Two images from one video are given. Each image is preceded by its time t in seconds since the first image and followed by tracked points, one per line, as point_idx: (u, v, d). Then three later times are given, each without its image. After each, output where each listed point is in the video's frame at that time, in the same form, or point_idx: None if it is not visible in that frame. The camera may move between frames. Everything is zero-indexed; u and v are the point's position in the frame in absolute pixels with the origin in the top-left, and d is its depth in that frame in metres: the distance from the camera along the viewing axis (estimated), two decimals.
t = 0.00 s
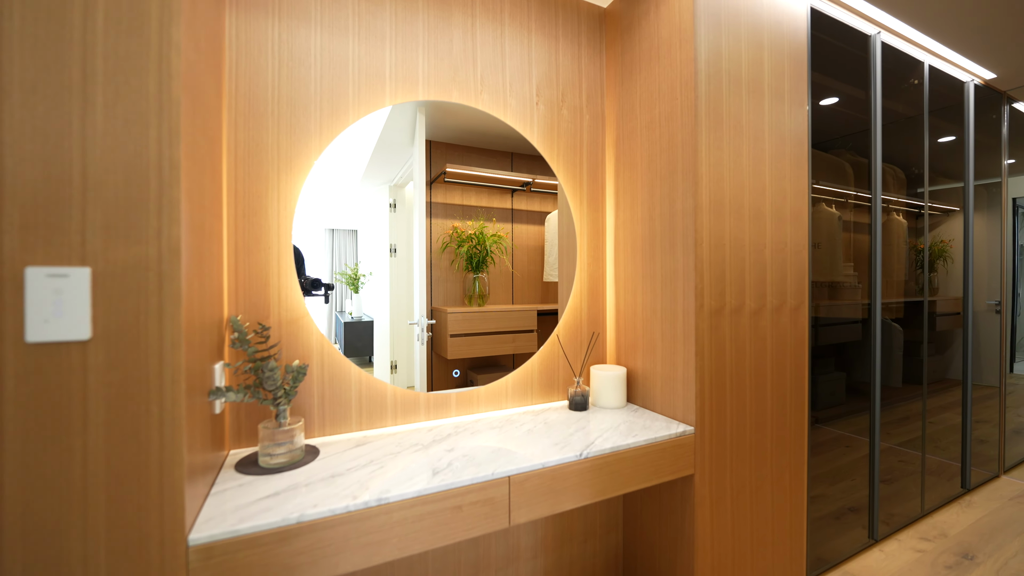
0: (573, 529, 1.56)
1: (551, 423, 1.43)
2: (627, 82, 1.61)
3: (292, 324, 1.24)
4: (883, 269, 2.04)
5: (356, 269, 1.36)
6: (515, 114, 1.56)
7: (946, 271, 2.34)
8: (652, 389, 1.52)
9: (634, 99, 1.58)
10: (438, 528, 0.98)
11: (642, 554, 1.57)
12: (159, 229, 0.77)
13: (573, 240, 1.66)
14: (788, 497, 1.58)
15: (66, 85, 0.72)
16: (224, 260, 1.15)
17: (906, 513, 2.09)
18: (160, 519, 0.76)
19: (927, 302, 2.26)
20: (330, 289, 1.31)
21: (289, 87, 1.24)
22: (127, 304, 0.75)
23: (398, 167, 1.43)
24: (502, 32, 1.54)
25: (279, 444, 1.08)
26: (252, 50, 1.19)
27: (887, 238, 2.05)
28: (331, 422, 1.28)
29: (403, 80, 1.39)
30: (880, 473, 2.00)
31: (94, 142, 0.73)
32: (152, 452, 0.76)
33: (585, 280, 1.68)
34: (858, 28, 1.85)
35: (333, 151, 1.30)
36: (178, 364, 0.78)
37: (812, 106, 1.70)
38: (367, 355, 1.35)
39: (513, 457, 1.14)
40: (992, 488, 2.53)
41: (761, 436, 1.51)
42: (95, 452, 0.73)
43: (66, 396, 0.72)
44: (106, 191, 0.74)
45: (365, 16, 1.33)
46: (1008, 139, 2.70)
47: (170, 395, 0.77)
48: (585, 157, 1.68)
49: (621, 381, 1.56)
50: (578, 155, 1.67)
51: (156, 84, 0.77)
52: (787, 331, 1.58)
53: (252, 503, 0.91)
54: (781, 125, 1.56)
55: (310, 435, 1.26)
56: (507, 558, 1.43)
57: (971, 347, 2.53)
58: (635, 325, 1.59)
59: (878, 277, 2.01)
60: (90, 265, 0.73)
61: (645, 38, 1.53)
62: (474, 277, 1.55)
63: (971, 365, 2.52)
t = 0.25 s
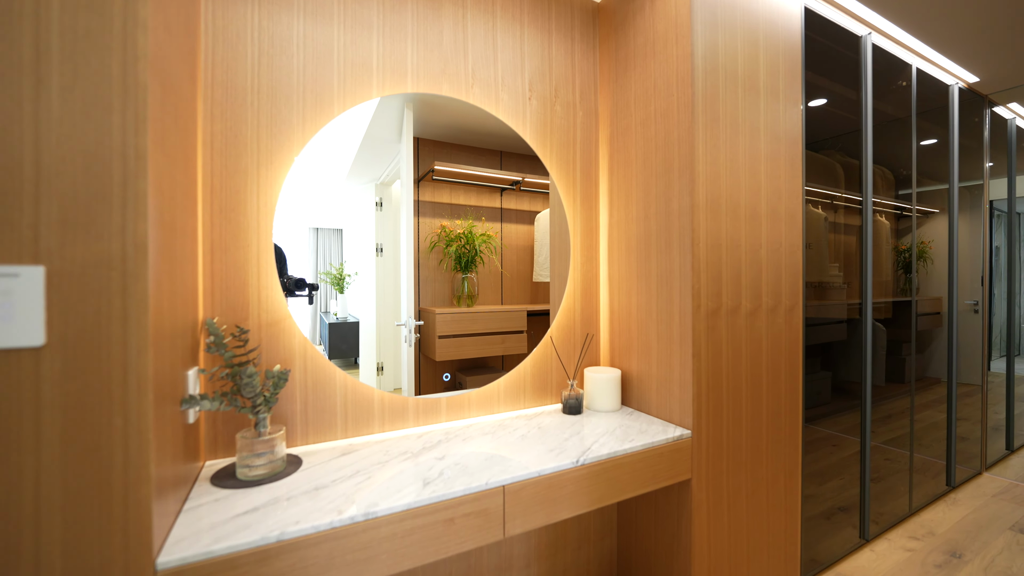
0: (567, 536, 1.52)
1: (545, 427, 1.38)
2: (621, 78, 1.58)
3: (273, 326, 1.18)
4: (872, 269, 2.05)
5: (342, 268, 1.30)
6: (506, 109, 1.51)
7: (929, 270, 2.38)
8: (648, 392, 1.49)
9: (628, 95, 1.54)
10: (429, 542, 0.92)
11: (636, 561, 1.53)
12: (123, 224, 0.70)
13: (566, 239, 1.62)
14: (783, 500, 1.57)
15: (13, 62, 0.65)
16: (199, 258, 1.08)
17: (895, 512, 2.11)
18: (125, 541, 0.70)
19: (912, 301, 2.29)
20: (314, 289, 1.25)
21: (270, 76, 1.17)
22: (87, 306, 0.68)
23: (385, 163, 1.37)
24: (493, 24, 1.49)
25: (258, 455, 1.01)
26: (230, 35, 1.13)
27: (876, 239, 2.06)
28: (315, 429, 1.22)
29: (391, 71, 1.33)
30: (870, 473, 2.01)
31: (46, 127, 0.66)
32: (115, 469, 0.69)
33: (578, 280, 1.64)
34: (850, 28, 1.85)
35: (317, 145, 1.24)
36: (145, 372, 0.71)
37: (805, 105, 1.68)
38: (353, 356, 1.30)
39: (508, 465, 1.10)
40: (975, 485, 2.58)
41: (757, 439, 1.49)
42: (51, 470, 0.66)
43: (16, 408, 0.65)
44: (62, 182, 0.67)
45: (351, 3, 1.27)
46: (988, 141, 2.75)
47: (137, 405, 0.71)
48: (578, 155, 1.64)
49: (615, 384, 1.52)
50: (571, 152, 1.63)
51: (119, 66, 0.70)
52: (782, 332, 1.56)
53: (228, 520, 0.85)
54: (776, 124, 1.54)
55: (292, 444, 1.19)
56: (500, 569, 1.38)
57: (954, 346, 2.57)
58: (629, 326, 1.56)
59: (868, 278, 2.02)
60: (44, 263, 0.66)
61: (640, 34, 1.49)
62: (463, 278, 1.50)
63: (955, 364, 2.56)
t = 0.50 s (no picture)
0: (564, 545, 1.47)
1: (542, 433, 1.33)
2: (619, 72, 1.53)
3: (254, 329, 1.10)
4: (866, 269, 2.04)
5: (329, 269, 1.25)
6: (501, 103, 1.46)
7: (920, 270, 2.38)
8: (647, 395, 1.45)
9: (626, 89, 1.50)
10: (421, 560, 0.87)
11: (635, 569, 1.49)
12: (81, 218, 0.63)
13: (562, 238, 1.57)
14: (782, 505, 1.54)
15: None
16: (173, 257, 1.00)
17: (890, 513, 2.11)
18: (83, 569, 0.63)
19: (904, 301, 2.29)
20: (301, 290, 1.20)
21: (250, 63, 1.10)
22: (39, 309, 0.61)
23: (374, 160, 1.31)
24: (487, 15, 1.43)
25: (237, 469, 0.95)
26: (207, 19, 1.05)
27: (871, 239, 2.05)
28: (300, 438, 1.15)
29: (380, 60, 1.27)
30: (865, 474, 2.00)
31: None
32: (71, 490, 0.63)
33: (574, 280, 1.60)
34: (847, 25, 1.83)
35: (304, 138, 1.17)
36: (107, 383, 0.65)
37: (803, 103, 1.66)
38: (341, 358, 1.23)
39: (505, 475, 1.05)
40: (965, 484, 2.60)
41: (757, 443, 1.46)
42: None
43: None
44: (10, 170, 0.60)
45: None
46: (977, 142, 2.77)
47: (99, 419, 0.64)
48: (575, 151, 1.59)
49: (612, 388, 1.48)
50: (567, 148, 1.58)
51: (77, 41, 0.63)
52: (781, 333, 1.54)
53: (204, 540, 0.78)
54: (776, 121, 1.51)
55: (275, 454, 1.12)
56: None
57: (944, 346, 2.58)
58: (627, 328, 1.52)
59: (862, 278, 2.01)
60: None
61: (639, 26, 1.45)
62: (453, 278, 1.44)
63: (945, 364, 2.58)
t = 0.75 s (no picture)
0: (562, 556, 1.42)
1: (540, 442, 1.28)
2: (618, 67, 1.48)
3: (234, 334, 1.03)
4: (864, 270, 2.02)
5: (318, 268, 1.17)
6: (496, 98, 1.40)
7: (916, 270, 2.38)
8: (648, 401, 1.41)
9: (625, 85, 1.45)
10: None
11: None
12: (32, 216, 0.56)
13: (559, 238, 1.52)
14: (785, 512, 1.51)
15: None
16: (145, 257, 0.93)
17: (888, 516, 2.10)
18: None
19: (901, 302, 2.28)
20: (290, 291, 1.14)
21: (230, 51, 1.03)
22: None
23: (363, 158, 1.24)
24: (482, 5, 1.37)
25: (216, 487, 0.88)
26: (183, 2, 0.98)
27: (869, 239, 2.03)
28: (285, 450, 1.08)
29: (370, 51, 1.20)
30: (864, 477, 1.98)
31: None
32: (21, 521, 0.56)
33: (572, 282, 1.55)
34: (847, 22, 1.80)
35: (291, 131, 1.11)
36: (63, 400, 0.58)
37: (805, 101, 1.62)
38: (330, 359, 1.16)
39: (503, 489, 0.99)
40: (958, 485, 2.61)
41: (760, 449, 1.43)
42: None
43: None
44: None
45: None
46: (970, 143, 2.77)
47: (53, 441, 0.57)
48: (572, 148, 1.54)
49: (612, 393, 1.43)
50: (564, 145, 1.53)
51: (26, 16, 0.56)
52: (784, 336, 1.50)
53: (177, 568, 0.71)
54: (779, 118, 1.47)
55: (257, 468, 1.05)
56: None
57: (939, 346, 2.58)
58: (627, 331, 1.48)
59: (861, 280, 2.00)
60: None
61: (639, 19, 1.40)
62: (446, 278, 1.38)
63: (940, 364, 2.58)
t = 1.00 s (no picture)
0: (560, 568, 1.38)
1: (537, 451, 1.23)
2: (615, 64, 1.44)
3: (214, 341, 0.97)
4: (859, 273, 2.02)
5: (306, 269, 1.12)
6: (491, 95, 1.35)
7: (908, 272, 2.38)
8: (646, 407, 1.38)
9: (623, 82, 1.41)
10: None
11: None
12: None
13: (555, 240, 1.48)
14: (785, 519, 1.48)
15: None
16: (116, 259, 0.87)
17: (883, 519, 2.10)
18: None
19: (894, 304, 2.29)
20: (278, 291, 1.09)
21: (209, 41, 0.97)
22: None
23: (353, 157, 1.18)
24: None
25: (195, 506, 0.82)
26: None
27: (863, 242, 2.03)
28: (269, 464, 1.03)
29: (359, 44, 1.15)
30: (860, 481, 1.98)
31: None
32: None
33: (568, 285, 1.51)
34: (844, 22, 1.79)
35: (279, 127, 1.06)
36: (12, 424, 0.52)
37: (804, 101, 1.60)
38: (319, 362, 1.11)
39: (500, 504, 0.95)
40: (949, 486, 2.63)
41: (760, 456, 1.40)
42: None
43: None
44: None
45: None
46: (960, 145, 2.79)
47: (2, 469, 0.51)
48: (568, 148, 1.50)
49: (610, 399, 1.40)
50: (561, 144, 1.49)
51: None
52: (784, 340, 1.48)
53: None
54: (778, 119, 1.45)
55: (239, 485, 0.99)
56: None
57: (931, 348, 2.60)
58: (625, 335, 1.44)
59: (856, 282, 1.99)
60: None
61: (637, 15, 1.36)
62: (437, 279, 1.33)
63: (932, 366, 2.59)
